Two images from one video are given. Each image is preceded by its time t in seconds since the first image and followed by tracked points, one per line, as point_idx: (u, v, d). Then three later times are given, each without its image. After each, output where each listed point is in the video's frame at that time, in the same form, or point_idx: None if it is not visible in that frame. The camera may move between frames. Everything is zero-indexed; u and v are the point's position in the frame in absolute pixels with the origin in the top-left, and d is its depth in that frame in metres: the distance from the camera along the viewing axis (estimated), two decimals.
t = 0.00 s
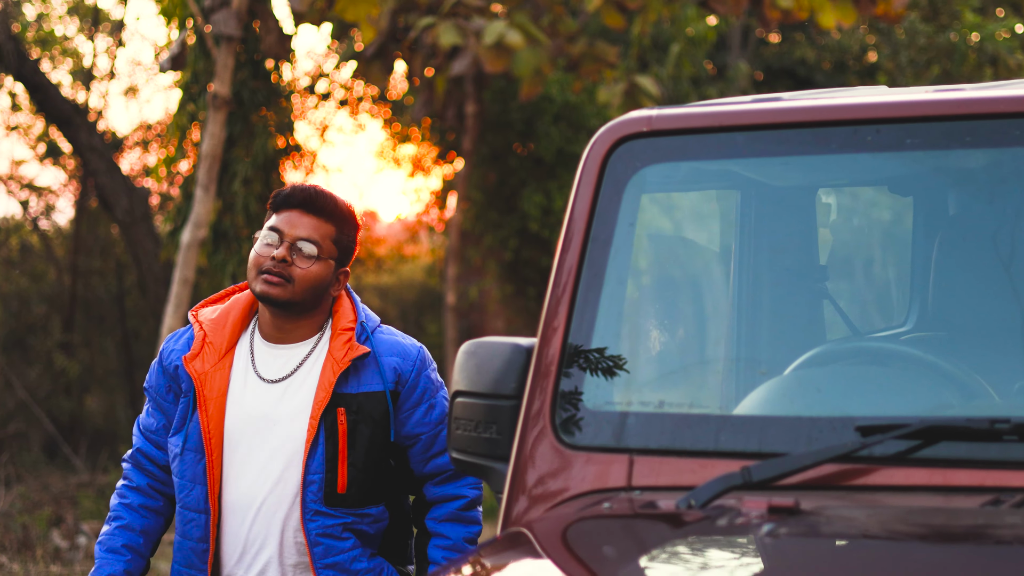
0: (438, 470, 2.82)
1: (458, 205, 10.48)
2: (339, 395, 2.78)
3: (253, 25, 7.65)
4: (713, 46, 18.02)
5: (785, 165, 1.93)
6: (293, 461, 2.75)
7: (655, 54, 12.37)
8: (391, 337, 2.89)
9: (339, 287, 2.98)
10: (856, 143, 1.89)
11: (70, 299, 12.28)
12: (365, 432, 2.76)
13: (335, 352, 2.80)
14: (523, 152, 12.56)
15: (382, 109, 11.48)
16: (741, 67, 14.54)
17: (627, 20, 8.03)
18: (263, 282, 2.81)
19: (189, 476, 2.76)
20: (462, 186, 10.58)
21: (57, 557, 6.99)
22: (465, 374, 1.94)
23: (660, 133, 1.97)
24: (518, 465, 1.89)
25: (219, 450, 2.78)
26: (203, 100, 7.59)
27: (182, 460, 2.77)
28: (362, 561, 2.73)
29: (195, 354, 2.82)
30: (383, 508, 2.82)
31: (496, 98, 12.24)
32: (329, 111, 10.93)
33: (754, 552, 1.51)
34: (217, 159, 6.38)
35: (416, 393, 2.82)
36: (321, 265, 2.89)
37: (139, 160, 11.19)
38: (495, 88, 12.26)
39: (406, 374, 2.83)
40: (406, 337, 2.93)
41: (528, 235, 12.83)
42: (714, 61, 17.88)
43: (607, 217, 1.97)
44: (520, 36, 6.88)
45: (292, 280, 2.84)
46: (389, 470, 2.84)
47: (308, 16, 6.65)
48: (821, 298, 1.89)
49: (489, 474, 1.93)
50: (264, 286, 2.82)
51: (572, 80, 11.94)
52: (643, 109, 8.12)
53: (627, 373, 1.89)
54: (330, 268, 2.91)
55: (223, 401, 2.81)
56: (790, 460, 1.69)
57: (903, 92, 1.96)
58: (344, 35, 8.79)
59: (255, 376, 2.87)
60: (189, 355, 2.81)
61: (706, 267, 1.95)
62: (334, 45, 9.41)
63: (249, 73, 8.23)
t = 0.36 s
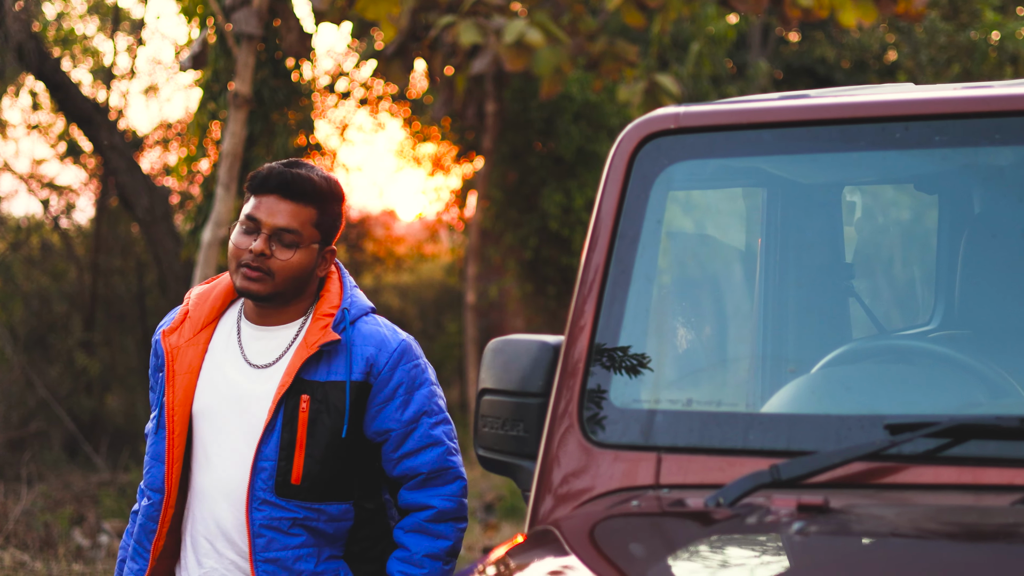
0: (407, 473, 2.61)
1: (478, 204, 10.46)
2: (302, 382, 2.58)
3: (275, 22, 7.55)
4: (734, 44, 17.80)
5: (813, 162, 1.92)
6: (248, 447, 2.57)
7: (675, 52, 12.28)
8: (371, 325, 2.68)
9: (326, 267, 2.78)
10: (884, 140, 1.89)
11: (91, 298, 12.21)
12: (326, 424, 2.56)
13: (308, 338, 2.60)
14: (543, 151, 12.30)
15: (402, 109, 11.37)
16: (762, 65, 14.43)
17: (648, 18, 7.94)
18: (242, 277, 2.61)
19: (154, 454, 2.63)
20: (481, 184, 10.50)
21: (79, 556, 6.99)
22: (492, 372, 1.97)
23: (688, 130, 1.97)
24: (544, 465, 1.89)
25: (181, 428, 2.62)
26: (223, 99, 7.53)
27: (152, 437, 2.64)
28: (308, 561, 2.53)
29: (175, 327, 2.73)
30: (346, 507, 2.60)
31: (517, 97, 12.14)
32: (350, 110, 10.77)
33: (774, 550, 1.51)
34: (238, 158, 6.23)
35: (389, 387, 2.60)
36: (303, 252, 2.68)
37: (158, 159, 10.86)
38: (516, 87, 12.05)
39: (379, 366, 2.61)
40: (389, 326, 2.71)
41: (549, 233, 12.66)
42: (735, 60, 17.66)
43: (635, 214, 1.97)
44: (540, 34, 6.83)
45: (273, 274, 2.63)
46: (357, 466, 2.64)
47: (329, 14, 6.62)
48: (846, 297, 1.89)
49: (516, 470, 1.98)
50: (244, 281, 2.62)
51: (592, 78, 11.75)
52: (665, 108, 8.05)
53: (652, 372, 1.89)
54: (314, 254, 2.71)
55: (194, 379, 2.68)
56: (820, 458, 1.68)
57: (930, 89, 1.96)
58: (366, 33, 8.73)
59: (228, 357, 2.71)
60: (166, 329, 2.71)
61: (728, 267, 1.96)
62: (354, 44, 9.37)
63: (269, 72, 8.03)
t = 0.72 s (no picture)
0: (347, 491, 2.56)
1: (504, 200, 10.42)
2: (252, 399, 2.56)
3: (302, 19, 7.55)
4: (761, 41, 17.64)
5: (846, 156, 1.92)
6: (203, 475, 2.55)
7: (701, 49, 12.21)
8: (316, 329, 2.65)
9: (257, 269, 2.70)
10: (918, 133, 1.88)
11: (118, 294, 12.22)
12: (278, 440, 2.54)
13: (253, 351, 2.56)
14: (568, 148, 12.26)
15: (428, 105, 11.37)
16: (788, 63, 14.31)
17: (675, 13, 7.87)
18: (176, 320, 2.53)
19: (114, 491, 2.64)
20: (506, 180, 10.45)
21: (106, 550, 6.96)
22: (525, 365, 1.98)
23: (720, 123, 1.98)
24: (575, 460, 1.90)
25: (134, 462, 2.62)
26: (249, 95, 7.55)
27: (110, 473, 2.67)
28: None
29: (118, 360, 2.68)
30: (311, 526, 2.58)
31: (542, 93, 12.10)
32: (376, 106, 10.71)
33: (800, 543, 1.51)
34: (264, 154, 6.17)
35: (331, 396, 2.57)
36: (227, 274, 2.59)
37: (185, 155, 10.87)
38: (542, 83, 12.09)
39: (322, 374, 2.58)
40: (336, 330, 2.68)
41: (574, 230, 12.59)
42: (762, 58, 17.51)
43: (667, 207, 1.98)
44: (566, 30, 6.80)
45: (205, 308, 2.55)
46: (313, 486, 2.61)
47: (356, 10, 6.60)
48: (878, 291, 1.89)
49: (548, 463, 1.99)
50: (179, 324, 2.54)
51: (618, 74, 11.70)
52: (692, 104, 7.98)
53: (682, 366, 1.90)
54: (240, 269, 2.62)
55: (142, 412, 2.64)
56: (853, 451, 1.68)
57: (964, 83, 1.95)
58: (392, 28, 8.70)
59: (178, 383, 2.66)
60: (109, 363, 2.66)
61: (757, 262, 1.96)
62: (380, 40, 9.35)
63: (296, 68, 8.13)
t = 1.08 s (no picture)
0: (304, 464, 2.32)
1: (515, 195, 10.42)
2: (185, 383, 2.26)
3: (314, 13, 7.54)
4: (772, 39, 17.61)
5: (861, 151, 1.91)
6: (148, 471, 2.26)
7: (711, 45, 12.17)
8: (240, 305, 2.37)
9: (161, 256, 2.38)
10: (933, 129, 1.88)
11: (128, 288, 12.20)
12: (223, 422, 2.25)
13: (178, 334, 2.26)
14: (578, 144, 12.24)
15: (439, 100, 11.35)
16: (799, 60, 14.27)
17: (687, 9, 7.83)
18: (91, 331, 2.23)
19: (35, 517, 2.27)
20: (517, 175, 10.43)
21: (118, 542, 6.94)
22: (539, 358, 1.99)
23: (734, 118, 1.97)
24: (587, 456, 1.90)
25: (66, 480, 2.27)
26: (260, 89, 7.56)
27: (25, 498, 2.29)
28: None
29: (25, 372, 2.29)
30: (258, 509, 2.32)
31: (552, 88, 12.08)
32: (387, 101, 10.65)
33: (809, 539, 1.50)
34: (274, 148, 6.12)
35: (273, 370, 2.31)
36: (136, 270, 2.27)
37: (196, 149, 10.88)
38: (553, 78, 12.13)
39: (261, 349, 2.31)
40: (259, 304, 2.41)
41: (584, 226, 12.56)
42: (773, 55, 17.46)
43: (682, 202, 1.98)
44: (578, 26, 6.78)
45: (122, 311, 2.25)
46: (255, 465, 2.34)
47: (368, 4, 6.59)
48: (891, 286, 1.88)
49: (560, 457, 2.00)
50: (95, 332, 2.24)
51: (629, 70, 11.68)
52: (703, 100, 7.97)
53: (694, 361, 1.90)
54: (146, 262, 2.30)
55: (63, 423, 2.30)
56: (866, 447, 1.68)
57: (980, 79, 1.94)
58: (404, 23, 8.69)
59: (95, 389, 2.34)
60: (15, 378, 2.28)
61: (769, 259, 1.95)
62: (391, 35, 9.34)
63: (307, 62, 7.92)
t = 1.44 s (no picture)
0: (313, 445, 2.21)
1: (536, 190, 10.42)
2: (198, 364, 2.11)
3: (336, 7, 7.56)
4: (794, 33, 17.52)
5: (888, 144, 1.89)
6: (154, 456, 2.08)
7: (733, 39, 12.12)
8: (238, 290, 2.24)
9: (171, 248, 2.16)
10: (961, 122, 1.86)
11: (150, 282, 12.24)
12: (235, 408, 2.11)
13: (185, 313, 2.11)
14: (599, 139, 12.22)
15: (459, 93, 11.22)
16: (821, 55, 14.19)
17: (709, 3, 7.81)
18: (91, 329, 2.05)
19: (18, 510, 1.98)
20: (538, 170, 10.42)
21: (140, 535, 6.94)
22: (563, 353, 2.00)
23: (761, 111, 1.97)
24: (612, 452, 1.90)
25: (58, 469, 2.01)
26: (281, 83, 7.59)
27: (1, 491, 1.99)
28: (246, 566, 2.13)
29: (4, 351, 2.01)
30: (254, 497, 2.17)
31: (573, 83, 12.07)
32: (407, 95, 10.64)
33: (833, 536, 1.49)
34: (295, 144, 6.11)
35: (285, 350, 2.19)
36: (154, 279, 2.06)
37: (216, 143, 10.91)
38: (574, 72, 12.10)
39: (272, 332, 2.19)
40: (256, 290, 2.28)
41: (605, 221, 12.53)
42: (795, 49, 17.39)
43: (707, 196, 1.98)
44: (600, 21, 6.77)
45: (130, 314, 2.05)
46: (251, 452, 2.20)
47: None
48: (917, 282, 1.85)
49: (583, 453, 2.00)
50: (95, 329, 2.06)
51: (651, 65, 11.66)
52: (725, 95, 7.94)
53: (718, 356, 1.89)
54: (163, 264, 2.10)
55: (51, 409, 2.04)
56: (892, 442, 1.66)
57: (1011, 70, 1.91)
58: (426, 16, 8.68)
59: (82, 379, 2.11)
60: None
61: (793, 255, 1.94)
62: (412, 29, 9.34)
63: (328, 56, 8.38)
